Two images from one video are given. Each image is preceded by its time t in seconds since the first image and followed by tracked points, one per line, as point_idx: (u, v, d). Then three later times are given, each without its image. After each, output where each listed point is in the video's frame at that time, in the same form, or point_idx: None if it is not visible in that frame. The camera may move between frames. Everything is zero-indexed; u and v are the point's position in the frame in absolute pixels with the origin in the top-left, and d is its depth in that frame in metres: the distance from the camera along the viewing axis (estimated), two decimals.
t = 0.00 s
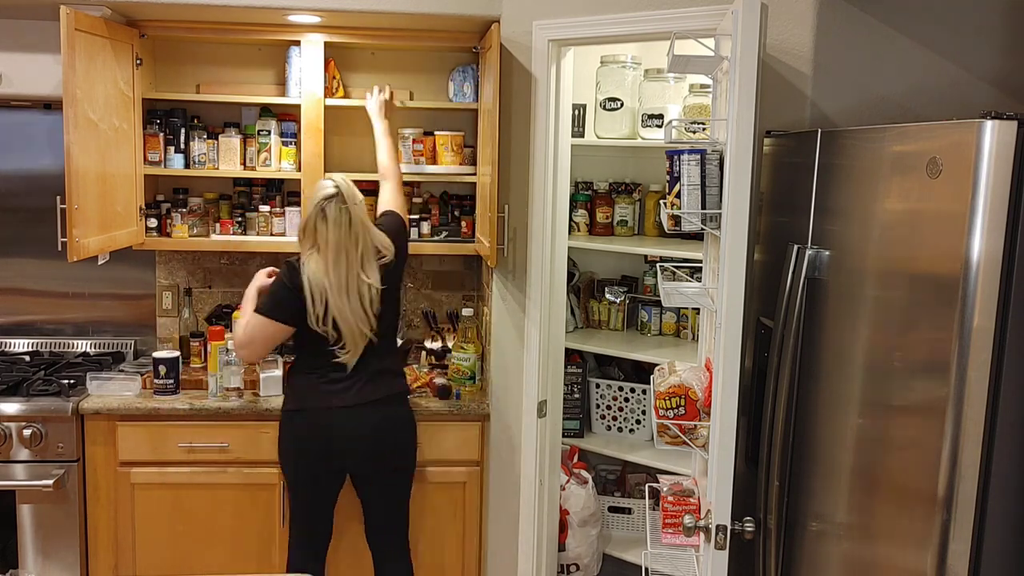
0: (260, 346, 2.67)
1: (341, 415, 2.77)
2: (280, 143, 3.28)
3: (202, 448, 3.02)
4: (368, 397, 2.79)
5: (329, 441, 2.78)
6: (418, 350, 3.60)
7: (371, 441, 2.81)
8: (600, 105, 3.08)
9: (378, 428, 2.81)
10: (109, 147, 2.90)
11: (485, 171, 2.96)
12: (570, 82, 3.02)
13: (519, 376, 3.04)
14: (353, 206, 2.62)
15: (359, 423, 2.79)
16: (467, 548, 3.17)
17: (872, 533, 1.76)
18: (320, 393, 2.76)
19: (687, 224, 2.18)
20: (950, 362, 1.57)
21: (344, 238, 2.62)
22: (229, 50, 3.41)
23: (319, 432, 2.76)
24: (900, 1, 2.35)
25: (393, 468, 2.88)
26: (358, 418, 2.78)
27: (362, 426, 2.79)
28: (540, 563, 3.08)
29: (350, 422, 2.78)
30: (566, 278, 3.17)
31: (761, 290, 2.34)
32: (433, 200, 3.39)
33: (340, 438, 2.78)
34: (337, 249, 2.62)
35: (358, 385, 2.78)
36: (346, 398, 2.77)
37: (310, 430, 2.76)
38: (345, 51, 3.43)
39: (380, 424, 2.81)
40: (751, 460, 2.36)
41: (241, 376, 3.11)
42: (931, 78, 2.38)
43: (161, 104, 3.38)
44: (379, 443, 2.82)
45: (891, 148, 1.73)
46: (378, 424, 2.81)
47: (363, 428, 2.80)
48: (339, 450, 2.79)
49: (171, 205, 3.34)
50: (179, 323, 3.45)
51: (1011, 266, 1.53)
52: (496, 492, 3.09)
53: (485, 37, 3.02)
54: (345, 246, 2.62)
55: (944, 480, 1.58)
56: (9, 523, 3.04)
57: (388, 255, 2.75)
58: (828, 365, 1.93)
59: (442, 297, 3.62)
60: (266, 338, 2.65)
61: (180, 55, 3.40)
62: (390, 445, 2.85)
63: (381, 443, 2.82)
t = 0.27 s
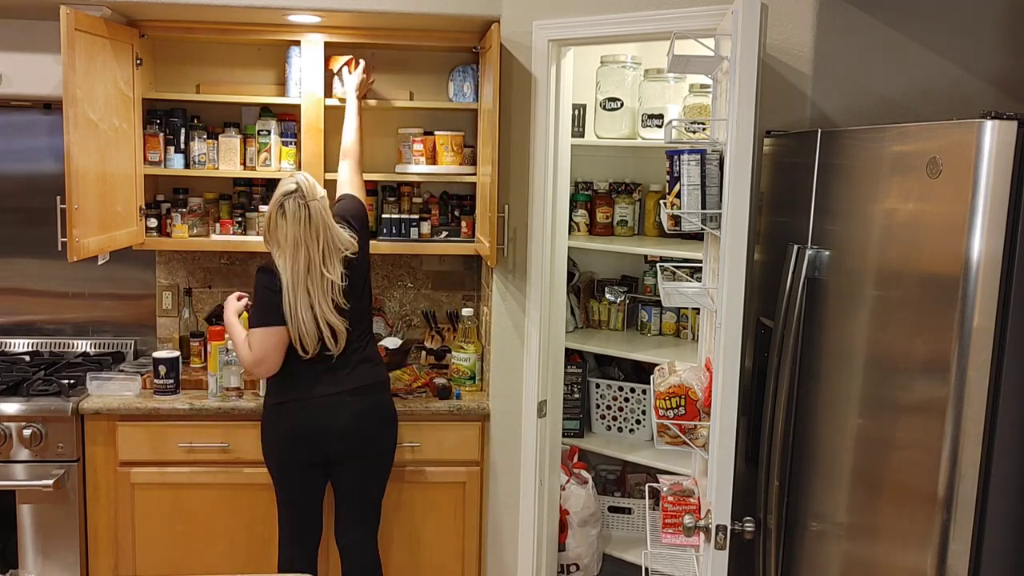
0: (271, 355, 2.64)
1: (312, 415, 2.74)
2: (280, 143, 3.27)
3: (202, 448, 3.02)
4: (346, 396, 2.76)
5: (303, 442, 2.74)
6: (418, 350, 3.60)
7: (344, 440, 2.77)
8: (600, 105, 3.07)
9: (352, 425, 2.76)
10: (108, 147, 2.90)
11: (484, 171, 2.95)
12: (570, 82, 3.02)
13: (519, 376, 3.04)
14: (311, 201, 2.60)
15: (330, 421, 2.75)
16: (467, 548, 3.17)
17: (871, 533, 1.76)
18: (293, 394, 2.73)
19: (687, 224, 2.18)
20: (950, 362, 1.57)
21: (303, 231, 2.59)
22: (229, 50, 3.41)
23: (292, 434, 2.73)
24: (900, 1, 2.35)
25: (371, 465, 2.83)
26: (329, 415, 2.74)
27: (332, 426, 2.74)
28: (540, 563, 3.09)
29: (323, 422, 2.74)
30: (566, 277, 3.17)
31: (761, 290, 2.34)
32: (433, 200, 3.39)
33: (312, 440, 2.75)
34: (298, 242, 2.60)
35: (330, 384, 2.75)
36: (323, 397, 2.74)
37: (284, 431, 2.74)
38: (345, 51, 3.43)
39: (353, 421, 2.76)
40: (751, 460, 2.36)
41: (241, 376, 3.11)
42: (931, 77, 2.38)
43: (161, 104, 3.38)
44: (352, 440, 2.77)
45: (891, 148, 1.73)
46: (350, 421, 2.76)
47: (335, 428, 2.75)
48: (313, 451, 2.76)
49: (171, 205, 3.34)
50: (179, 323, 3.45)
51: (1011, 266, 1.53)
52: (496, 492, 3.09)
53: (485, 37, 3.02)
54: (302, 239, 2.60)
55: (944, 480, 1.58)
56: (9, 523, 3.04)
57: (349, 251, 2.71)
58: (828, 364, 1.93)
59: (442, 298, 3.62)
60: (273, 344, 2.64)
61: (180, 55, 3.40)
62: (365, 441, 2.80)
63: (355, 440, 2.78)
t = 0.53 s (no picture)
0: (370, 400, 2.41)
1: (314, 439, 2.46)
2: (280, 142, 3.28)
3: (202, 448, 3.02)
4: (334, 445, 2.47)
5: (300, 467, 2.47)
6: (418, 350, 3.60)
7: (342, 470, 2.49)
8: (600, 105, 3.08)
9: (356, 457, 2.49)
10: (108, 147, 2.90)
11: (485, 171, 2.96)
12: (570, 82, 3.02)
13: (519, 376, 3.04)
14: (330, 227, 2.40)
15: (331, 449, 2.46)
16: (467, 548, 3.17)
17: (872, 534, 1.76)
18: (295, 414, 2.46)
19: (687, 224, 2.18)
20: (950, 362, 1.57)
21: (308, 248, 2.39)
22: (229, 50, 3.41)
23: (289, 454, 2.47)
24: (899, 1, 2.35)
25: (378, 501, 2.55)
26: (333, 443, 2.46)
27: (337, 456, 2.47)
28: (540, 563, 3.08)
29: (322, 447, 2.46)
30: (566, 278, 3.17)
31: (761, 290, 2.34)
32: (433, 200, 3.39)
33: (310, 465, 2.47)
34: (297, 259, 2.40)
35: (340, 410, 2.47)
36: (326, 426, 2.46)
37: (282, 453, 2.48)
38: (344, 50, 3.43)
39: (358, 453, 2.49)
40: (751, 460, 2.36)
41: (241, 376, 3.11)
42: (931, 78, 2.38)
43: (160, 104, 3.38)
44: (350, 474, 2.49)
45: (891, 148, 1.73)
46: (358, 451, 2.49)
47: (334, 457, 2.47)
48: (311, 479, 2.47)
49: (171, 205, 3.34)
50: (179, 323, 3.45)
51: (1011, 266, 1.53)
52: (496, 493, 3.09)
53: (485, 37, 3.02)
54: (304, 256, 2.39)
55: (944, 480, 1.58)
56: (9, 523, 3.04)
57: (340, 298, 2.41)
58: (828, 365, 1.93)
59: (442, 298, 3.62)
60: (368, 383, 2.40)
61: (180, 55, 3.40)
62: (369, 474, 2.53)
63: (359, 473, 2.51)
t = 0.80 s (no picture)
0: (410, 442, 2.20)
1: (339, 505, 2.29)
2: (280, 142, 3.28)
3: (202, 448, 3.02)
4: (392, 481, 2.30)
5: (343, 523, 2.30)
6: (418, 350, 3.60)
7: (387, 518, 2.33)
8: (601, 105, 3.07)
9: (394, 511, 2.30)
10: (109, 147, 2.90)
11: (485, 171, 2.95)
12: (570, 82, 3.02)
13: (519, 376, 3.04)
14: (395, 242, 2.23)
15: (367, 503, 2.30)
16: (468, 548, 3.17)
17: (872, 534, 1.76)
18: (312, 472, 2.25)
19: (687, 224, 2.18)
20: (950, 362, 1.57)
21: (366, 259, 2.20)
22: (229, 50, 3.41)
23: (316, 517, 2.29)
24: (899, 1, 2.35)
25: (400, 545, 2.38)
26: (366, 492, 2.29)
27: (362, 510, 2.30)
28: (540, 565, 3.07)
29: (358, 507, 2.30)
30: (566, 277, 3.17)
31: (761, 290, 2.34)
32: (433, 200, 3.39)
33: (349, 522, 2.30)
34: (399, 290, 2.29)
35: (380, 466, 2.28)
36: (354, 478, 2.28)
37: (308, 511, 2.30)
38: (344, 50, 3.43)
39: (395, 492, 2.32)
40: (751, 460, 2.36)
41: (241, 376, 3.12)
42: (931, 78, 2.38)
43: (161, 104, 3.38)
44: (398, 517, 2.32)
45: (891, 148, 1.73)
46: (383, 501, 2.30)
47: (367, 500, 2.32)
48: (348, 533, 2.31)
49: (171, 205, 3.34)
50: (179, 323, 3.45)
51: (1011, 266, 1.53)
52: (496, 493, 3.09)
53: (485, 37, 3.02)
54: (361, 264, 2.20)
55: (944, 480, 1.58)
56: (9, 523, 3.04)
57: (376, 323, 2.17)
58: (828, 365, 1.93)
59: (442, 298, 3.62)
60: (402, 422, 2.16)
61: (180, 55, 3.40)
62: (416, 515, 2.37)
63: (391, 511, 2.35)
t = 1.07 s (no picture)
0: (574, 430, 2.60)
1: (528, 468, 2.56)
2: (280, 142, 3.28)
3: (202, 448, 3.02)
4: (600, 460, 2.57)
5: (575, 504, 2.54)
6: (418, 350, 3.60)
7: (580, 502, 2.55)
8: (601, 105, 3.07)
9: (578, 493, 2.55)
10: (109, 147, 2.90)
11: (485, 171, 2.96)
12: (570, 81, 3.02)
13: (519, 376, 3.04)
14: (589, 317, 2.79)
15: (561, 483, 2.54)
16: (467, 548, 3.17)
17: (872, 534, 1.76)
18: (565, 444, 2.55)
19: (687, 224, 2.18)
20: (950, 362, 1.57)
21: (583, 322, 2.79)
22: (228, 50, 3.41)
23: (547, 480, 2.54)
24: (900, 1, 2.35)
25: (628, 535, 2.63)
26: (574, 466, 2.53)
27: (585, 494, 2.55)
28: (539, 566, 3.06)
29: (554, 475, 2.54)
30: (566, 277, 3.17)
31: (761, 289, 2.34)
32: (433, 200, 3.39)
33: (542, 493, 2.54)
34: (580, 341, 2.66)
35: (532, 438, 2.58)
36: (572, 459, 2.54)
37: (537, 475, 2.55)
38: (344, 50, 3.43)
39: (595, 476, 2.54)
40: (751, 460, 2.36)
41: (241, 376, 3.11)
42: (931, 78, 2.38)
43: (161, 104, 3.38)
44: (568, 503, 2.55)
45: (891, 148, 1.73)
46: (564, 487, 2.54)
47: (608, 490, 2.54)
48: (575, 509, 2.55)
49: (171, 205, 3.34)
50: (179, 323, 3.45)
51: (1011, 266, 1.53)
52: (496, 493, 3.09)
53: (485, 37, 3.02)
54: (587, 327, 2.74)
55: (944, 480, 1.58)
56: (9, 523, 3.04)
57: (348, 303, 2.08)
58: (828, 365, 1.93)
59: (442, 298, 3.62)
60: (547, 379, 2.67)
61: (180, 55, 3.40)
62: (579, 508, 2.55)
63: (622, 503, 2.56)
